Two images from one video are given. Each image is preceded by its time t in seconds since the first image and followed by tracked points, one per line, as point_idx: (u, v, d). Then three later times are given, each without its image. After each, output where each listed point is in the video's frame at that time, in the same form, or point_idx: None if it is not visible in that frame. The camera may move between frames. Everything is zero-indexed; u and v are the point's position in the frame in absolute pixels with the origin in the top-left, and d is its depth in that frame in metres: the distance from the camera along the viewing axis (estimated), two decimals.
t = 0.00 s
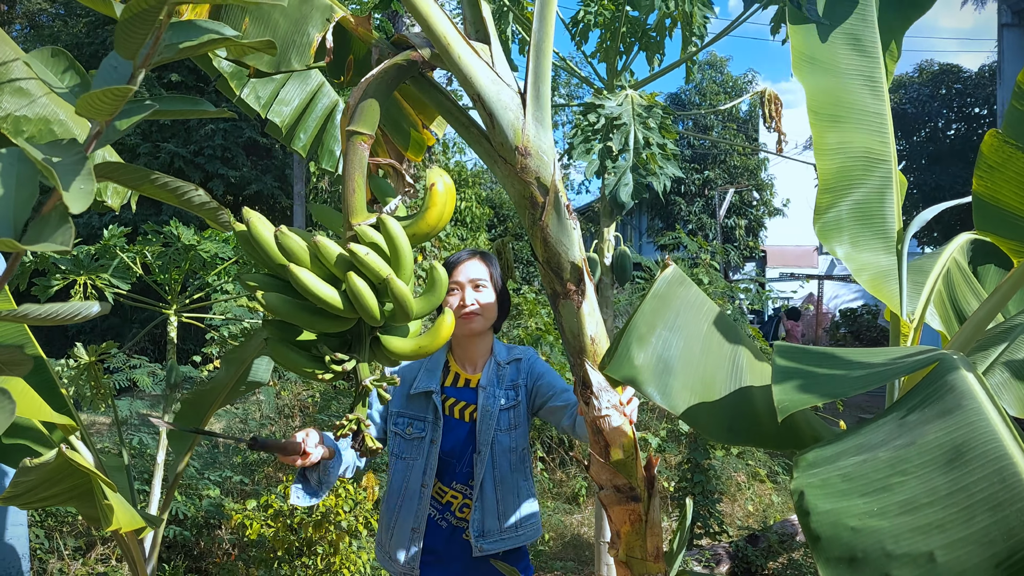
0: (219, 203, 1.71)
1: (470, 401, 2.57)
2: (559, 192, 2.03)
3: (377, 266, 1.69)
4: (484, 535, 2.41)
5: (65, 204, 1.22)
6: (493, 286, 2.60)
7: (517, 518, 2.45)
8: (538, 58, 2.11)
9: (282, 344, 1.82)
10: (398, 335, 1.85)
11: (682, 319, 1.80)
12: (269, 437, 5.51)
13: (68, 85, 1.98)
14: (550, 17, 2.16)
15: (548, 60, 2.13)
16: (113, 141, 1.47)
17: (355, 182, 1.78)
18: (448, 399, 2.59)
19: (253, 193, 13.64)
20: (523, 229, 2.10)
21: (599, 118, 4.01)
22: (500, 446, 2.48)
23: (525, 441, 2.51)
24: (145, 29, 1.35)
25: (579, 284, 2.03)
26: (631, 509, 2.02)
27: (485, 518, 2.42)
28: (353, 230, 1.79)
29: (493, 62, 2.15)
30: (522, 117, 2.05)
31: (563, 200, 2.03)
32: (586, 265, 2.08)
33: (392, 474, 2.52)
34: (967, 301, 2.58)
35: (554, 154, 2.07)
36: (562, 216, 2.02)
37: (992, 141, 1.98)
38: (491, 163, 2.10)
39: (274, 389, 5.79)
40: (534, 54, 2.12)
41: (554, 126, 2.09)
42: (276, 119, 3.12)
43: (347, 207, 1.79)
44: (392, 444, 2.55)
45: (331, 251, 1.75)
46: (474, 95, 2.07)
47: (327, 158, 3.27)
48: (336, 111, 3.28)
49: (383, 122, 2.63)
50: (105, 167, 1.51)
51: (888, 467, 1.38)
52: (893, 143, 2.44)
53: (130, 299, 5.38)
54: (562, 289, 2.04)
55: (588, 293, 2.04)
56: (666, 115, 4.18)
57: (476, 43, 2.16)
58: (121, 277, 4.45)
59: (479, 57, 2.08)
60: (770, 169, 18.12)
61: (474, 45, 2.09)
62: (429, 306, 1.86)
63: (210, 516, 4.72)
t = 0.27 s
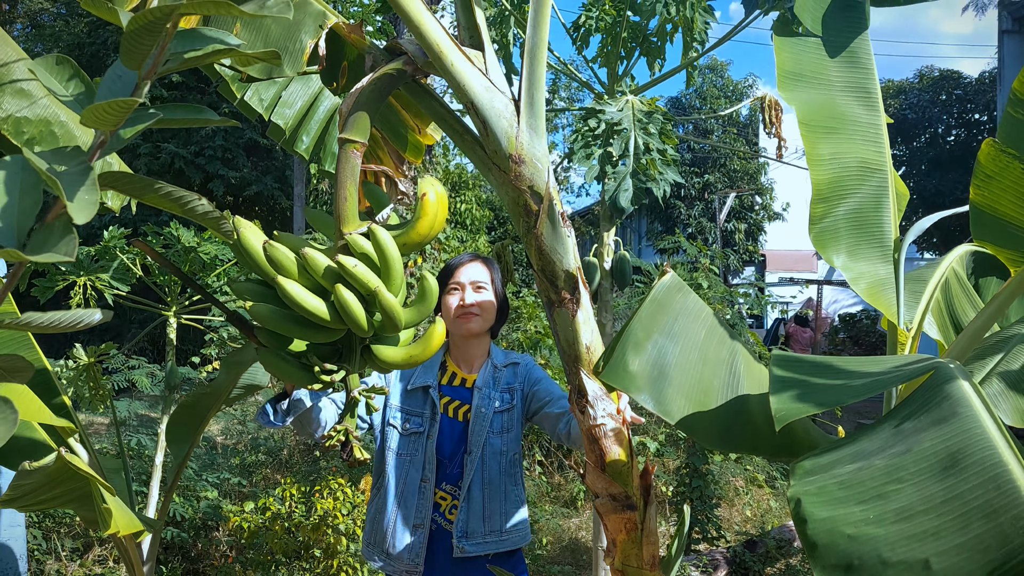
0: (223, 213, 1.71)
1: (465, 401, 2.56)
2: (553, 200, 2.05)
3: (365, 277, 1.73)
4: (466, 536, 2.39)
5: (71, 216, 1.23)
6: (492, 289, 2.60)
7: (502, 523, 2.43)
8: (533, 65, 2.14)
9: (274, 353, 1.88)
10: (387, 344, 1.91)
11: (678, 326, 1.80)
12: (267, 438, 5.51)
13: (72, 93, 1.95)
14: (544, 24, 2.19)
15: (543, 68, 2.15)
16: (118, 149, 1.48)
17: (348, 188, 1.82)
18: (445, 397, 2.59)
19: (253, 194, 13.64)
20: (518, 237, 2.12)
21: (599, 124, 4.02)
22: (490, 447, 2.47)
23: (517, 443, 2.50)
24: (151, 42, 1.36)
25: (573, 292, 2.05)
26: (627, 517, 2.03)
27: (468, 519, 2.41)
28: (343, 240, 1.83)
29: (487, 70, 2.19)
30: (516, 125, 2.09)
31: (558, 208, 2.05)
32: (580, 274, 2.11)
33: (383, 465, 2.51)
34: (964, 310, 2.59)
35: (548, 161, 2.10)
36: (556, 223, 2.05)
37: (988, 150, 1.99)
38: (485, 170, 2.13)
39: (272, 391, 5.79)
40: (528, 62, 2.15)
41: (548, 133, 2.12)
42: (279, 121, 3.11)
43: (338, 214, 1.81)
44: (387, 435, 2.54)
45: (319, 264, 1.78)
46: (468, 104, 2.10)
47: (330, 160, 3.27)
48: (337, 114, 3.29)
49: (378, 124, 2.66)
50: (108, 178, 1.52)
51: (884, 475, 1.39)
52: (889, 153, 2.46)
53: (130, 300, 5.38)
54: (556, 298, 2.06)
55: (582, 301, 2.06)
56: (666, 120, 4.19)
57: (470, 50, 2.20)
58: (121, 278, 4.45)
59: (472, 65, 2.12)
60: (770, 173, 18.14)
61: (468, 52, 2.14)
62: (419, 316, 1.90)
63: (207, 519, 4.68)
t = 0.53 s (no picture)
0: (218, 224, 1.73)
1: (479, 405, 2.54)
2: (543, 211, 2.06)
3: (355, 291, 1.76)
4: (504, 539, 2.33)
5: (66, 227, 1.23)
6: (506, 293, 2.60)
7: (540, 520, 2.36)
8: (521, 76, 2.15)
9: (268, 364, 1.93)
10: (379, 355, 1.94)
11: (674, 337, 1.82)
12: (265, 443, 5.51)
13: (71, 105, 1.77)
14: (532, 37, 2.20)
15: (531, 80, 2.17)
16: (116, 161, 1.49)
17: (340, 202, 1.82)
18: (459, 404, 2.57)
19: (253, 198, 13.66)
20: (510, 248, 2.14)
21: (598, 132, 4.03)
22: (512, 446, 2.43)
23: (539, 439, 2.45)
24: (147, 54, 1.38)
25: (564, 302, 2.06)
26: (619, 526, 2.05)
27: (504, 520, 2.35)
28: (335, 252, 1.86)
29: (476, 82, 2.21)
30: (505, 136, 2.10)
31: (547, 219, 2.07)
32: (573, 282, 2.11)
33: (397, 477, 2.47)
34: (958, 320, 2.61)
35: (537, 172, 2.12)
36: (547, 233, 2.05)
37: (982, 163, 2.02)
38: (476, 182, 2.15)
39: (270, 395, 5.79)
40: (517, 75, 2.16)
41: (536, 145, 2.14)
42: (277, 130, 3.13)
43: (330, 227, 1.84)
44: (400, 447, 2.51)
45: (308, 278, 1.82)
46: (457, 116, 2.12)
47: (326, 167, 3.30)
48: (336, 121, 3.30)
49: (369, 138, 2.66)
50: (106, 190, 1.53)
51: (877, 487, 1.40)
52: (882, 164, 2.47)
53: (128, 304, 5.37)
54: (548, 307, 2.07)
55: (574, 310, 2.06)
56: (665, 128, 4.21)
57: (459, 63, 2.23)
58: (119, 282, 4.45)
59: (461, 78, 2.15)
60: (769, 181, 18.17)
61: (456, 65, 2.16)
62: (411, 327, 1.92)
63: (205, 522, 4.73)
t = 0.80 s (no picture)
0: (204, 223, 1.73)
1: (478, 406, 2.53)
2: (530, 214, 2.02)
3: (342, 297, 1.80)
4: (516, 538, 2.30)
5: (47, 223, 1.23)
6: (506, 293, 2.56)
7: (550, 515, 2.35)
8: (507, 78, 2.13)
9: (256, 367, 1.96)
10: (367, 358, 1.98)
11: (666, 338, 1.82)
12: (260, 445, 5.50)
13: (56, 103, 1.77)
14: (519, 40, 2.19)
15: (517, 83, 2.14)
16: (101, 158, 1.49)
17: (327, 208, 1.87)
18: (459, 407, 2.57)
19: (251, 201, 13.65)
20: (498, 252, 2.10)
21: (594, 135, 4.04)
22: (512, 444, 2.41)
23: (540, 434, 2.42)
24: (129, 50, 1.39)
25: (553, 306, 2.00)
26: (609, 529, 2.02)
27: (513, 519, 2.32)
28: (323, 258, 1.89)
29: (463, 86, 2.19)
30: (492, 139, 2.07)
31: (535, 222, 2.02)
32: (564, 287, 2.04)
33: (416, 490, 2.52)
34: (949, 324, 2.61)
35: (525, 174, 2.08)
36: (533, 236, 2.00)
37: (971, 167, 2.02)
38: (464, 185, 2.12)
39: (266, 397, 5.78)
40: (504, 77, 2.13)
41: (524, 148, 2.09)
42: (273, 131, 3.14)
43: (319, 233, 1.87)
44: (413, 458, 2.55)
45: (294, 283, 1.85)
46: (444, 120, 2.11)
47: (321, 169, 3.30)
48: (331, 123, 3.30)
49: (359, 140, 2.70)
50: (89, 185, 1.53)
51: (862, 490, 1.40)
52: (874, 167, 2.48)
53: (124, 306, 5.37)
54: (536, 311, 2.00)
55: (563, 315, 2.01)
56: (661, 132, 4.21)
57: (446, 67, 2.21)
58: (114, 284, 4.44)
59: (447, 82, 2.13)
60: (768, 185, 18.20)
61: (443, 69, 2.14)
62: (397, 332, 1.96)
63: (199, 524, 4.72)
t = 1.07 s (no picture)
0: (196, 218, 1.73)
1: (466, 408, 2.53)
2: (512, 216, 1.93)
3: (322, 300, 1.78)
4: (494, 540, 2.31)
5: (37, 217, 1.23)
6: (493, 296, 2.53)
7: (531, 520, 2.34)
8: (486, 83, 2.02)
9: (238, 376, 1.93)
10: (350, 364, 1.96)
11: (660, 338, 1.82)
12: (257, 446, 5.49)
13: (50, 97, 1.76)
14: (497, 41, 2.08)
15: (496, 85, 2.03)
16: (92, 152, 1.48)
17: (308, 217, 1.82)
18: (450, 410, 2.56)
19: (250, 202, 13.65)
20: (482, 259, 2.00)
21: (592, 135, 4.03)
22: (498, 446, 2.41)
23: (527, 435, 2.41)
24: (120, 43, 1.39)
25: (537, 307, 1.93)
26: (600, 527, 1.97)
27: (493, 522, 2.33)
28: (304, 264, 1.88)
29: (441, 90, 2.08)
30: (471, 142, 1.97)
31: (517, 223, 1.93)
32: (547, 287, 1.97)
33: (406, 495, 2.52)
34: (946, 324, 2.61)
35: (506, 177, 1.98)
36: (516, 237, 1.92)
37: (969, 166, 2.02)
38: (444, 191, 2.02)
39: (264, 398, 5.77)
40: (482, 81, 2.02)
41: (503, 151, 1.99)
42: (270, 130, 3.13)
43: (300, 240, 1.85)
44: (404, 463, 2.56)
45: (275, 287, 1.81)
46: (422, 126, 2.00)
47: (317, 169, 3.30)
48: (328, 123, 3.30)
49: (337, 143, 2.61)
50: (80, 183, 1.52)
51: (858, 490, 1.39)
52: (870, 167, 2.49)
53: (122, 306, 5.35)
54: (521, 313, 1.93)
55: (546, 313, 1.94)
56: (659, 132, 4.21)
57: (423, 72, 2.10)
58: (111, 283, 4.42)
59: (425, 88, 2.02)
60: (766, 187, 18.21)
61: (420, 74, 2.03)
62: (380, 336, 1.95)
63: (197, 525, 4.71)
